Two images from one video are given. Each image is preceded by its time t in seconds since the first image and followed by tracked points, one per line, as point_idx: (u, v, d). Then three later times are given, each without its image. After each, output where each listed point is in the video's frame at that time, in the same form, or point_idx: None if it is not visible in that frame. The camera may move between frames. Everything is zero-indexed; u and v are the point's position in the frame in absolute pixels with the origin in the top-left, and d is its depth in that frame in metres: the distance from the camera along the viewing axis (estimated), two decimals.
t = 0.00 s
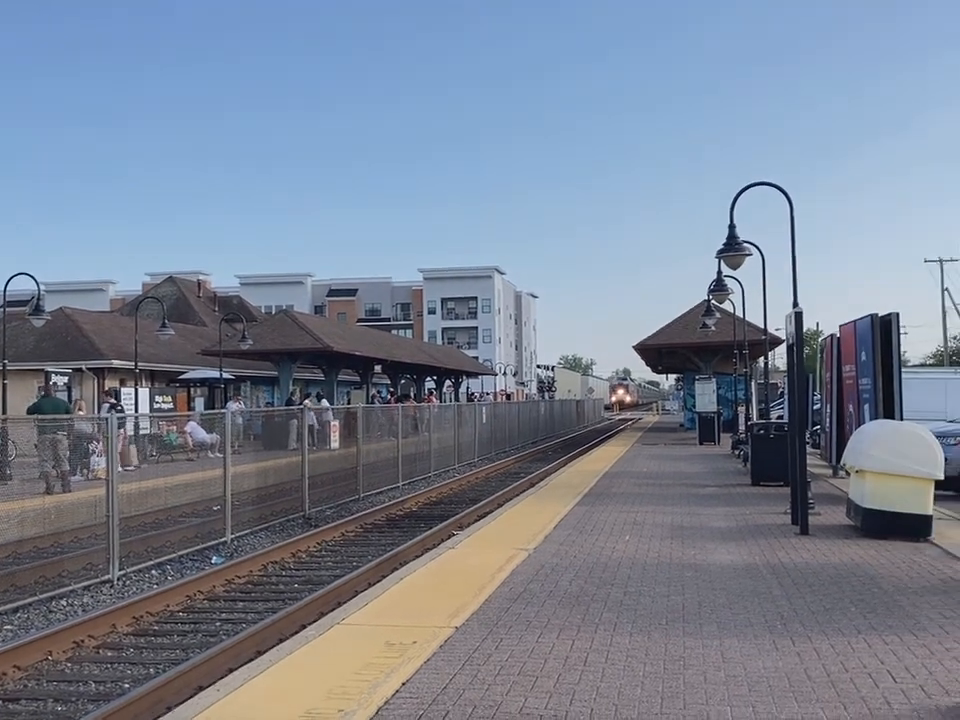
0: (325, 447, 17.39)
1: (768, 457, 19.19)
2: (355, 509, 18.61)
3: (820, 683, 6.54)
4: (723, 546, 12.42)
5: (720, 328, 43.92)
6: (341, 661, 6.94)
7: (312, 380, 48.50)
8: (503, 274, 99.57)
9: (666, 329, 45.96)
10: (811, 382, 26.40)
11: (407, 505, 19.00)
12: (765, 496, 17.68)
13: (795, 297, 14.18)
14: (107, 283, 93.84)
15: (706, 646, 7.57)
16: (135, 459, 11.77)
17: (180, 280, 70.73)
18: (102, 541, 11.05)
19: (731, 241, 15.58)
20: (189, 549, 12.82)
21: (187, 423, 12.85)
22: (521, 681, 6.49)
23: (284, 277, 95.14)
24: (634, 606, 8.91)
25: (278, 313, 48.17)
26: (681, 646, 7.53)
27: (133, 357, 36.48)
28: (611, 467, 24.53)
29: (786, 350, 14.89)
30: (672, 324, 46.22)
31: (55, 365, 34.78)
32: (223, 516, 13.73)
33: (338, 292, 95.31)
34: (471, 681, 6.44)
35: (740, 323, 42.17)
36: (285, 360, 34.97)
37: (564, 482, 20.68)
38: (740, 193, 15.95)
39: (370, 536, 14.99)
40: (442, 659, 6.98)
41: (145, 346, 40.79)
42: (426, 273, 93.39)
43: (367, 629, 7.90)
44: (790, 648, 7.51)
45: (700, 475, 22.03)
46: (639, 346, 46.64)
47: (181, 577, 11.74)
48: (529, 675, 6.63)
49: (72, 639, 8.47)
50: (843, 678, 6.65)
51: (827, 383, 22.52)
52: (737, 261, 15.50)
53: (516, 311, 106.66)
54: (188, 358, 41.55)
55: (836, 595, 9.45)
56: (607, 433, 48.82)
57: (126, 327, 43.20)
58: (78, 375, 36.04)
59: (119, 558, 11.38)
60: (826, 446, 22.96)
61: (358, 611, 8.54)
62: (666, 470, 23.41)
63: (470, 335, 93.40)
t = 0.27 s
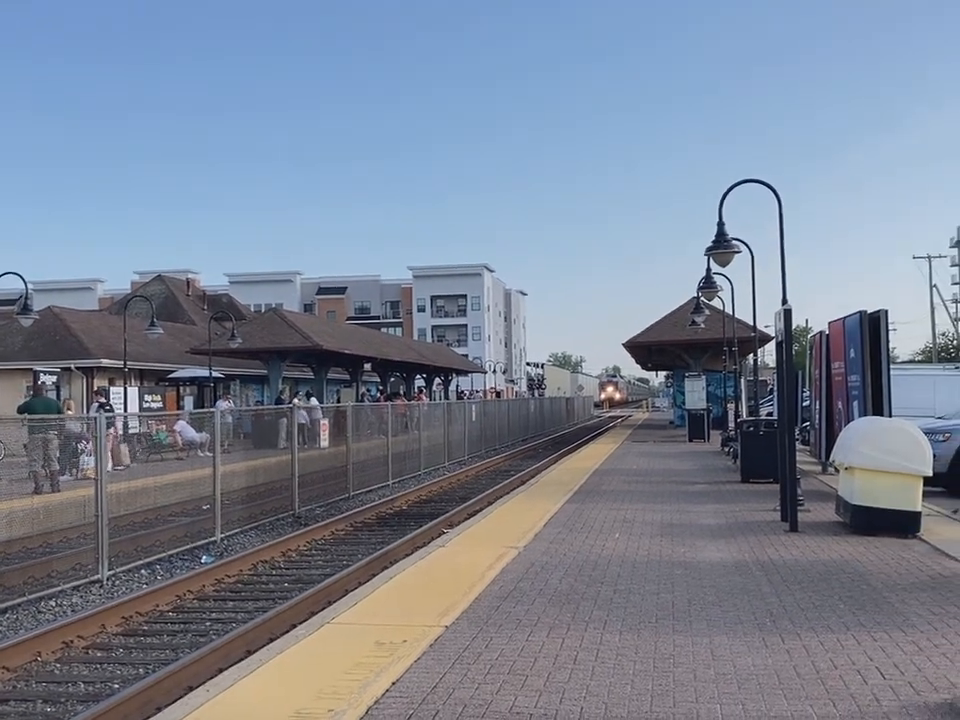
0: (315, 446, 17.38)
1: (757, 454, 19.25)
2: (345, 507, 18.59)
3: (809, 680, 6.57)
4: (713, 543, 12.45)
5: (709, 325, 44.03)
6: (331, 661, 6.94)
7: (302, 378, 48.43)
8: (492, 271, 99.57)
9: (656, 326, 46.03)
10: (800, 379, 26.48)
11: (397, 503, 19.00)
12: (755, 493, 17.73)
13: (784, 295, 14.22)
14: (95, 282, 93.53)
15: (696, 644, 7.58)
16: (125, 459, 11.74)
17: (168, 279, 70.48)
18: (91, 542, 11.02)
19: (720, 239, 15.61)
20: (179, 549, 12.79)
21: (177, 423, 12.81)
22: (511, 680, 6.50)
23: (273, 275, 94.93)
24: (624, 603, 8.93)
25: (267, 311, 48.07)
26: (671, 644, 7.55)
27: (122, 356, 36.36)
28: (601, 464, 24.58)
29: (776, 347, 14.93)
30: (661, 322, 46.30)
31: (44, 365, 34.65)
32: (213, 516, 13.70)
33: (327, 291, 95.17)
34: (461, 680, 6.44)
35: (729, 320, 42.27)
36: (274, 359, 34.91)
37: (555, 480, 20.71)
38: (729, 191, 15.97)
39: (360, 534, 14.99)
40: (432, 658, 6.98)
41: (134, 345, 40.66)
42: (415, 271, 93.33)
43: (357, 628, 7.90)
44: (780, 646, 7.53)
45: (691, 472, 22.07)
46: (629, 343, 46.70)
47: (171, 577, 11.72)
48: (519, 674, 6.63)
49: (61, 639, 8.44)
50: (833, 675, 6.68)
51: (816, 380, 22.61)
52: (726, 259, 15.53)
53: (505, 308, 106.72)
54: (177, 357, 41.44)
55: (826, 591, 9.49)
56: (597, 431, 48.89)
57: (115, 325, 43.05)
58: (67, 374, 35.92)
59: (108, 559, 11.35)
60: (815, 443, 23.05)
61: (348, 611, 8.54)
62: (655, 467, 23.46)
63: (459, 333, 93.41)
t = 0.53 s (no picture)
0: (308, 444, 17.37)
1: (750, 451, 19.30)
2: (339, 506, 18.59)
3: (802, 676, 6.60)
4: (707, 540, 12.49)
5: (701, 322, 44.10)
6: (325, 659, 6.95)
7: (295, 377, 48.40)
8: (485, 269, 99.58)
9: (649, 323, 46.09)
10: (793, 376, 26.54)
11: (391, 501, 19.01)
12: (748, 490, 17.77)
13: (777, 292, 14.25)
14: (88, 281, 93.34)
15: (690, 640, 7.61)
16: (118, 458, 11.72)
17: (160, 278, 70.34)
18: (84, 541, 11.00)
19: (712, 235, 15.63)
20: (173, 548, 12.79)
21: (171, 422, 12.79)
22: (506, 677, 6.51)
23: (266, 273, 94.80)
24: (618, 601, 8.95)
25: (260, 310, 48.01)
26: (665, 641, 7.57)
27: (114, 355, 36.29)
28: (594, 462, 24.61)
29: (769, 345, 14.96)
30: (653, 319, 46.36)
31: (36, 364, 34.57)
32: (206, 514, 13.69)
33: (320, 289, 95.07)
34: (456, 678, 6.45)
35: (721, 317, 42.34)
36: (268, 357, 34.87)
37: (548, 477, 20.74)
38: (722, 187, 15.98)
39: (354, 532, 15.00)
40: (427, 656, 6.99)
41: (127, 344, 40.58)
42: (408, 269, 93.29)
43: (352, 626, 7.91)
44: (773, 642, 7.56)
45: (684, 470, 22.12)
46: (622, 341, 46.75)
47: (165, 576, 11.70)
48: (514, 671, 6.65)
49: (55, 639, 8.43)
50: (826, 671, 6.70)
51: (809, 377, 22.66)
52: (719, 256, 15.56)
53: (498, 306, 106.74)
54: (170, 356, 41.37)
55: (819, 588, 9.52)
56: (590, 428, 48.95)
57: (107, 324, 42.96)
58: (60, 374, 35.85)
59: (102, 558, 11.33)
60: (809, 440, 23.10)
61: (342, 609, 8.54)
62: (649, 465, 23.49)
63: (452, 331, 93.44)
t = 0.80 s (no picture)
0: (305, 443, 17.36)
1: (747, 449, 19.31)
2: (336, 505, 18.58)
3: (801, 673, 6.61)
4: (704, 538, 12.49)
5: (698, 320, 44.13)
6: (323, 658, 6.94)
7: (292, 376, 48.37)
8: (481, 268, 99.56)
9: (645, 321, 46.11)
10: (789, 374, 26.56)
11: (388, 500, 19.00)
12: (745, 488, 17.77)
13: (773, 290, 14.26)
14: (84, 281, 93.26)
15: (688, 638, 7.62)
16: (115, 458, 11.71)
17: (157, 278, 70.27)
18: (82, 541, 10.99)
19: (709, 234, 15.64)
20: (170, 547, 12.77)
21: (168, 421, 12.77)
22: (504, 675, 6.51)
23: (262, 273, 94.75)
24: (616, 599, 8.95)
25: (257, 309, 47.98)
26: (664, 638, 7.57)
27: (111, 355, 36.24)
28: (591, 460, 24.62)
29: (765, 342, 14.96)
30: (650, 317, 46.38)
31: (33, 365, 34.53)
32: (203, 514, 13.68)
33: (316, 289, 95.02)
34: (454, 676, 6.45)
35: (718, 315, 42.37)
36: (265, 357, 34.84)
37: (545, 476, 20.74)
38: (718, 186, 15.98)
39: (351, 532, 14.99)
40: (425, 654, 6.98)
41: (123, 344, 40.53)
42: (405, 268, 93.27)
43: (350, 625, 7.90)
44: (771, 639, 7.57)
45: (681, 468, 22.13)
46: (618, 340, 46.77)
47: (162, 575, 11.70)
48: (512, 669, 6.64)
49: (52, 639, 8.41)
50: (824, 668, 6.71)
51: (806, 375, 22.69)
52: (715, 254, 15.56)
53: (495, 305, 106.76)
54: (167, 356, 41.34)
55: (816, 585, 9.52)
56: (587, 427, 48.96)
57: (103, 325, 42.89)
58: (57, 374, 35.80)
59: (99, 557, 11.31)
60: (805, 438, 23.12)
61: (340, 608, 8.53)
62: (646, 463, 23.50)
63: (449, 330, 93.47)
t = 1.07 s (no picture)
0: (305, 444, 17.35)
1: (747, 449, 19.30)
2: (336, 506, 18.57)
3: (802, 671, 6.59)
4: (705, 538, 12.49)
5: (698, 320, 44.12)
6: (323, 658, 6.93)
7: (292, 377, 48.35)
8: (481, 269, 99.54)
9: (645, 321, 46.10)
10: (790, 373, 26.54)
11: (389, 501, 18.99)
12: (746, 488, 17.76)
13: (773, 289, 14.24)
14: (84, 282, 93.27)
15: (689, 637, 7.60)
16: (115, 458, 11.69)
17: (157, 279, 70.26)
18: (81, 542, 10.97)
19: (708, 233, 15.63)
20: (170, 548, 12.76)
21: (167, 422, 12.76)
22: (505, 675, 6.49)
23: (262, 274, 94.74)
24: (616, 598, 8.94)
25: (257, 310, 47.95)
26: (664, 638, 7.56)
27: (110, 356, 36.22)
28: (591, 460, 24.60)
29: (765, 342, 14.95)
30: (649, 317, 46.37)
31: (32, 366, 34.50)
32: (203, 515, 13.67)
33: (316, 290, 95.01)
34: (454, 675, 6.44)
35: (717, 315, 42.35)
36: (264, 358, 34.82)
37: (545, 476, 20.72)
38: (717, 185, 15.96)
39: (351, 532, 14.98)
40: (425, 654, 6.97)
41: (123, 345, 40.53)
42: (404, 269, 93.28)
43: (349, 625, 7.89)
44: (772, 638, 7.56)
45: (681, 468, 22.11)
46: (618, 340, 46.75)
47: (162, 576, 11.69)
48: (512, 669, 6.63)
49: (52, 640, 8.40)
50: (825, 666, 6.70)
51: (805, 374, 22.68)
52: (715, 254, 15.55)
53: (494, 306, 106.75)
54: (167, 357, 41.33)
55: (817, 584, 9.50)
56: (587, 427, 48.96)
57: (103, 326, 42.88)
58: (56, 375, 35.77)
59: (99, 558, 11.30)
60: (805, 437, 23.11)
61: (340, 607, 8.53)
62: (646, 463, 23.49)
63: (448, 330, 93.47)
